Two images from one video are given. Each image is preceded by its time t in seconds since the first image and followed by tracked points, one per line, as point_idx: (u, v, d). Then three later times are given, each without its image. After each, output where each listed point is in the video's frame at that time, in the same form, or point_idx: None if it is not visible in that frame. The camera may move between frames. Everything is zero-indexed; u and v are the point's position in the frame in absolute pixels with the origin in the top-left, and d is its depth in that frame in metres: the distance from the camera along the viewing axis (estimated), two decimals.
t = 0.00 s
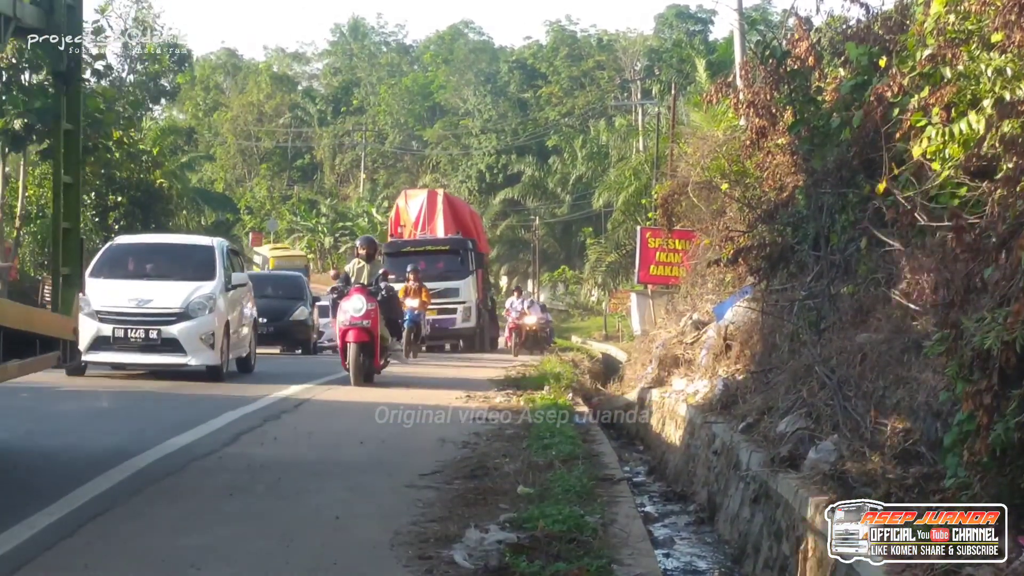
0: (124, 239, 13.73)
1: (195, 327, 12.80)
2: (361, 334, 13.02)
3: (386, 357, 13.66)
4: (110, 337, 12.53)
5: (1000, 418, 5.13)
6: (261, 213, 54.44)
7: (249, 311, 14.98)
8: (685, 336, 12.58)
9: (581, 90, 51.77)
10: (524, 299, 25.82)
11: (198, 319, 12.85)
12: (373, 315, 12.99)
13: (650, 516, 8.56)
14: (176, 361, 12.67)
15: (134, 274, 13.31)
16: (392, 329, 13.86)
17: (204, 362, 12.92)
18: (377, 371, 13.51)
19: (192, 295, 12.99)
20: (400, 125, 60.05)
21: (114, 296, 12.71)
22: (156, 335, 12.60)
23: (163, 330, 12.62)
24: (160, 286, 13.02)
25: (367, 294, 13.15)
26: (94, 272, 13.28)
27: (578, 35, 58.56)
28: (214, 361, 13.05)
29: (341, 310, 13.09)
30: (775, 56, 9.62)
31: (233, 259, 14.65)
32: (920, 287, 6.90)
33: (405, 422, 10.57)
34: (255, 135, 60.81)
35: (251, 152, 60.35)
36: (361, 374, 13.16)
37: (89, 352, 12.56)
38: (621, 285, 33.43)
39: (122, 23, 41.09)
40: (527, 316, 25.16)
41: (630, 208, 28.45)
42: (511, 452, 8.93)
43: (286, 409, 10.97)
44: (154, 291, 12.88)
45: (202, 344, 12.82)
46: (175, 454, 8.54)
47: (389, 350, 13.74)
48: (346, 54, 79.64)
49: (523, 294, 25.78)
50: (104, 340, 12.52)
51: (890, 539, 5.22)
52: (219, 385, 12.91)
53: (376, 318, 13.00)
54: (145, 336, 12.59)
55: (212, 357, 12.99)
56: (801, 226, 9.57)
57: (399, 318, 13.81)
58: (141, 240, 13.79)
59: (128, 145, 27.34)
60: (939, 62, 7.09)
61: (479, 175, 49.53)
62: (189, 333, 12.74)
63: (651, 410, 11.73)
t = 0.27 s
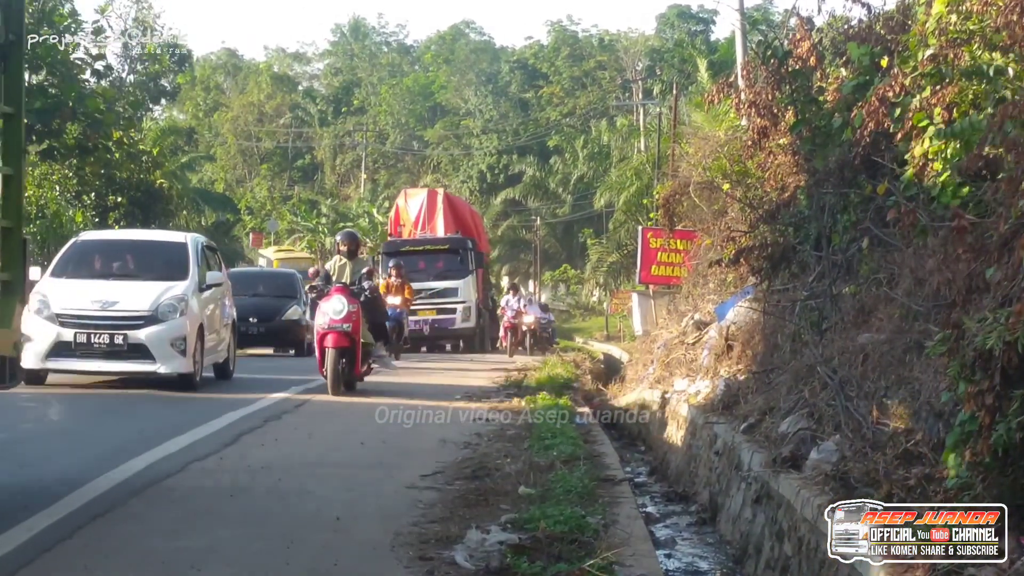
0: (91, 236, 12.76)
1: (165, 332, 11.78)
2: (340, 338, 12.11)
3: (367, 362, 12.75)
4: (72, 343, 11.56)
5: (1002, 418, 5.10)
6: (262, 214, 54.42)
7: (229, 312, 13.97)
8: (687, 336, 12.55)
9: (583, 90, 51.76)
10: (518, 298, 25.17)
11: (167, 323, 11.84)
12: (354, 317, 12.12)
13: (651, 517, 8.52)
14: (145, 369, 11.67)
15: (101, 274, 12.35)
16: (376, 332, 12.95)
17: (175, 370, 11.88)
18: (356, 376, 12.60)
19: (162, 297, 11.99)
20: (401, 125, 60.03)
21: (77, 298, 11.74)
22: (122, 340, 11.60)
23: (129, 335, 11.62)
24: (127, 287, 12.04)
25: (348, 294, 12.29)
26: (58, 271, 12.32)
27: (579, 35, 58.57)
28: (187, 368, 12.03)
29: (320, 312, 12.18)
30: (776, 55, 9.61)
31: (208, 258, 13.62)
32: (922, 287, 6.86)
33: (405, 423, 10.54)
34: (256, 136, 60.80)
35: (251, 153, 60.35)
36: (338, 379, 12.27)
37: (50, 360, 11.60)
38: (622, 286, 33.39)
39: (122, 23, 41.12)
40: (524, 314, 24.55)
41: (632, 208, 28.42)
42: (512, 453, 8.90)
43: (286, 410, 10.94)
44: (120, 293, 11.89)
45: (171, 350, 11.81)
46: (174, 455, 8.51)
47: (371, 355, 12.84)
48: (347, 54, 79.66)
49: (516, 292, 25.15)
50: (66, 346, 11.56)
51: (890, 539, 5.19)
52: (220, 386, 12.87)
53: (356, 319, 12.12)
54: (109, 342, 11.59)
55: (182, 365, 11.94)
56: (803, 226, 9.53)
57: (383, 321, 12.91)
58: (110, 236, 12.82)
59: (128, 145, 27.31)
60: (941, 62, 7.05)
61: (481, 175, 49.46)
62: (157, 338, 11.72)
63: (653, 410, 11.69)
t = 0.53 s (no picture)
0: (54, 232, 11.79)
1: (130, 339, 10.78)
2: (318, 348, 10.60)
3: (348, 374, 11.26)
4: (28, 350, 10.58)
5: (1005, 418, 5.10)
6: (263, 214, 54.44)
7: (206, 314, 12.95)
8: (688, 337, 12.54)
9: (584, 90, 51.78)
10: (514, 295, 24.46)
11: (132, 328, 10.83)
12: (334, 324, 10.64)
13: (653, 518, 8.52)
14: (108, 379, 10.68)
15: (64, 272, 11.38)
16: (361, 339, 11.46)
17: (141, 380, 10.88)
18: (336, 390, 11.13)
19: (128, 301, 10.99)
20: (402, 125, 60.03)
21: (34, 300, 10.75)
22: (82, 348, 10.61)
23: (90, 342, 10.63)
24: (90, 288, 11.03)
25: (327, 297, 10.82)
26: (17, 269, 11.35)
27: (581, 35, 58.58)
28: (157, 378, 11.03)
29: (296, 317, 10.66)
30: (778, 55, 9.60)
31: (182, 255, 12.56)
32: (924, 287, 6.84)
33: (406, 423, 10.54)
34: (257, 136, 60.81)
35: (253, 153, 60.38)
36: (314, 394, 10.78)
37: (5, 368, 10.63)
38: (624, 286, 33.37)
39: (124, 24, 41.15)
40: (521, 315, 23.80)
41: (634, 208, 28.41)
42: (513, 453, 8.91)
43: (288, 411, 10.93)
44: (81, 295, 10.88)
45: (137, 358, 10.81)
46: (176, 456, 8.51)
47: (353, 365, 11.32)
48: (348, 54, 79.67)
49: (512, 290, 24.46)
50: (22, 353, 10.58)
51: (890, 538, 5.21)
52: (221, 387, 12.87)
53: (336, 327, 10.65)
54: (69, 350, 10.60)
55: (150, 375, 10.94)
56: (804, 227, 9.53)
57: (367, 326, 11.39)
58: (74, 232, 11.85)
59: (130, 145, 27.31)
60: (943, 62, 7.03)
61: (482, 175, 49.43)
62: (121, 346, 10.71)
63: (655, 411, 11.69)
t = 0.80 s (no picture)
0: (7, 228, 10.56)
1: (88, 346, 9.48)
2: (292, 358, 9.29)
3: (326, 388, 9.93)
4: None
5: (1007, 419, 5.10)
6: (264, 215, 54.53)
7: (177, 321, 11.67)
8: (690, 337, 12.52)
9: (585, 90, 51.82)
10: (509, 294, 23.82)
11: (90, 333, 9.54)
12: (309, 331, 9.31)
13: (654, 519, 8.51)
14: (62, 391, 9.40)
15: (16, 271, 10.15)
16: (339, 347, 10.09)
17: (102, 391, 9.59)
18: (312, 405, 9.83)
19: (87, 302, 9.67)
20: (403, 125, 60.06)
21: None
22: (33, 355, 9.32)
23: (42, 348, 9.35)
24: (43, 289, 9.76)
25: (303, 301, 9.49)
26: None
27: (582, 35, 58.62)
28: (119, 390, 9.74)
29: (268, 323, 9.34)
30: (779, 56, 9.63)
31: (147, 254, 11.26)
32: (925, 287, 6.77)
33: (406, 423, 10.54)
34: (257, 137, 60.88)
35: (254, 154, 60.48)
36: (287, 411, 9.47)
37: None
38: (626, 286, 33.36)
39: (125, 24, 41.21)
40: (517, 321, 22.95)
41: (635, 208, 28.42)
42: (515, 453, 8.91)
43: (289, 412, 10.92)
44: (33, 295, 9.59)
45: (96, 367, 9.51)
46: (177, 457, 8.49)
47: (332, 377, 9.97)
48: (349, 55, 79.73)
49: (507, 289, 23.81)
50: None
51: (890, 539, 5.21)
52: (221, 390, 12.86)
53: (311, 334, 9.31)
54: (17, 357, 9.32)
55: (111, 386, 9.64)
56: (806, 227, 9.52)
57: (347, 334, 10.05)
58: (30, 228, 10.62)
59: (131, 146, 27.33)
60: (945, 62, 7.01)
61: (483, 176, 49.39)
62: (77, 352, 9.42)
63: (656, 412, 11.67)
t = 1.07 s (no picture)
0: None
1: (36, 356, 8.55)
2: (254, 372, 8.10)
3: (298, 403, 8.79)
4: None
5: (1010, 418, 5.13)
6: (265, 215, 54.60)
7: (142, 329, 10.75)
8: (691, 338, 12.49)
9: (587, 90, 51.81)
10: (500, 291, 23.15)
11: (38, 342, 8.61)
12: (275, 341, 8.12)
13: (656, 519, 8.49)
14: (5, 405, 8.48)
15: None
16: (312, 355, 8.89)
17: (50, 406, 8.66)
18: (280, 424, 8.64)
19: (35, 306, 8.72)
20: (405, 125, 60.08)
21: None
22: None
23: None
24: None
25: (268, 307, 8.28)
26: None
27: (583, 35, 58.62)
28: (71, 405, 8.87)
29: (228, 332, 8.16)
30: (781, 55, 9.60)
31: (105, 249, 10.34)
32: (926, 288, 6.73)
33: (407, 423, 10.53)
34: (259, 137, 60.92)
35: (255, 154, 60.55)
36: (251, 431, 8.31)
37: None
38: (628, 287, 33.36)
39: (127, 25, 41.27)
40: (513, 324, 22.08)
41: (636, 209, 28.41)
42: (516, 454, 8.90)
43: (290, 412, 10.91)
44: None
45: (45, 379, 8.60)
46: (177, 458, 8.47)
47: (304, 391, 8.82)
48: (350, 55, 79.78)
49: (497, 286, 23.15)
50: None
51: (890, 538, 5.20)
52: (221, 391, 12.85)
53: (277, 345, 8.12)
54: None
55: (61, 400, 8.72)
56: (807, 227, 9.52)
57: (321, 342, 8.87)
58: None
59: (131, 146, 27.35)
60: (946, 62, 7.00)
61: (485, 176, 49.34)
62: (23, 363, 8.50)
63: (658, 412, 11.66)
